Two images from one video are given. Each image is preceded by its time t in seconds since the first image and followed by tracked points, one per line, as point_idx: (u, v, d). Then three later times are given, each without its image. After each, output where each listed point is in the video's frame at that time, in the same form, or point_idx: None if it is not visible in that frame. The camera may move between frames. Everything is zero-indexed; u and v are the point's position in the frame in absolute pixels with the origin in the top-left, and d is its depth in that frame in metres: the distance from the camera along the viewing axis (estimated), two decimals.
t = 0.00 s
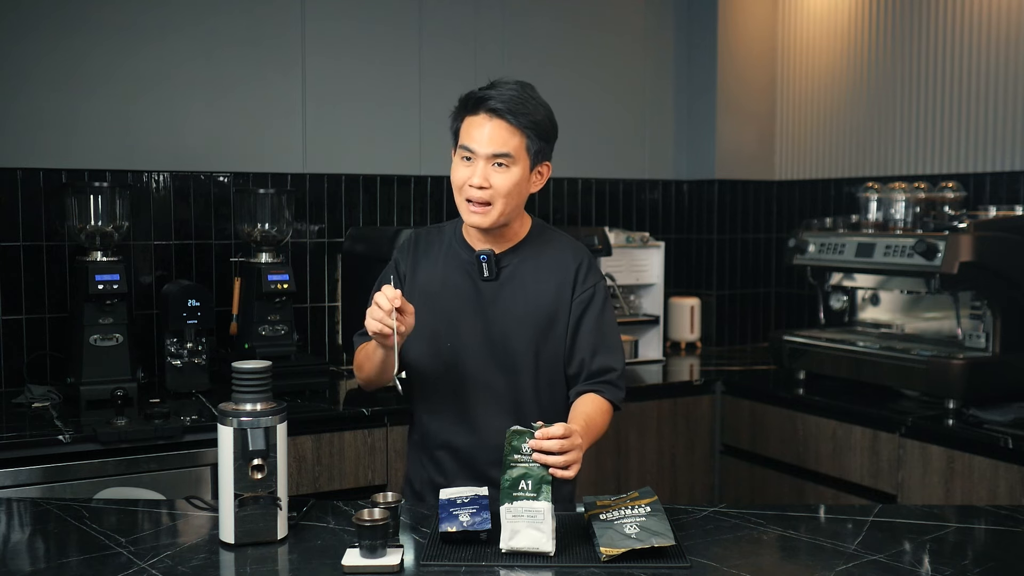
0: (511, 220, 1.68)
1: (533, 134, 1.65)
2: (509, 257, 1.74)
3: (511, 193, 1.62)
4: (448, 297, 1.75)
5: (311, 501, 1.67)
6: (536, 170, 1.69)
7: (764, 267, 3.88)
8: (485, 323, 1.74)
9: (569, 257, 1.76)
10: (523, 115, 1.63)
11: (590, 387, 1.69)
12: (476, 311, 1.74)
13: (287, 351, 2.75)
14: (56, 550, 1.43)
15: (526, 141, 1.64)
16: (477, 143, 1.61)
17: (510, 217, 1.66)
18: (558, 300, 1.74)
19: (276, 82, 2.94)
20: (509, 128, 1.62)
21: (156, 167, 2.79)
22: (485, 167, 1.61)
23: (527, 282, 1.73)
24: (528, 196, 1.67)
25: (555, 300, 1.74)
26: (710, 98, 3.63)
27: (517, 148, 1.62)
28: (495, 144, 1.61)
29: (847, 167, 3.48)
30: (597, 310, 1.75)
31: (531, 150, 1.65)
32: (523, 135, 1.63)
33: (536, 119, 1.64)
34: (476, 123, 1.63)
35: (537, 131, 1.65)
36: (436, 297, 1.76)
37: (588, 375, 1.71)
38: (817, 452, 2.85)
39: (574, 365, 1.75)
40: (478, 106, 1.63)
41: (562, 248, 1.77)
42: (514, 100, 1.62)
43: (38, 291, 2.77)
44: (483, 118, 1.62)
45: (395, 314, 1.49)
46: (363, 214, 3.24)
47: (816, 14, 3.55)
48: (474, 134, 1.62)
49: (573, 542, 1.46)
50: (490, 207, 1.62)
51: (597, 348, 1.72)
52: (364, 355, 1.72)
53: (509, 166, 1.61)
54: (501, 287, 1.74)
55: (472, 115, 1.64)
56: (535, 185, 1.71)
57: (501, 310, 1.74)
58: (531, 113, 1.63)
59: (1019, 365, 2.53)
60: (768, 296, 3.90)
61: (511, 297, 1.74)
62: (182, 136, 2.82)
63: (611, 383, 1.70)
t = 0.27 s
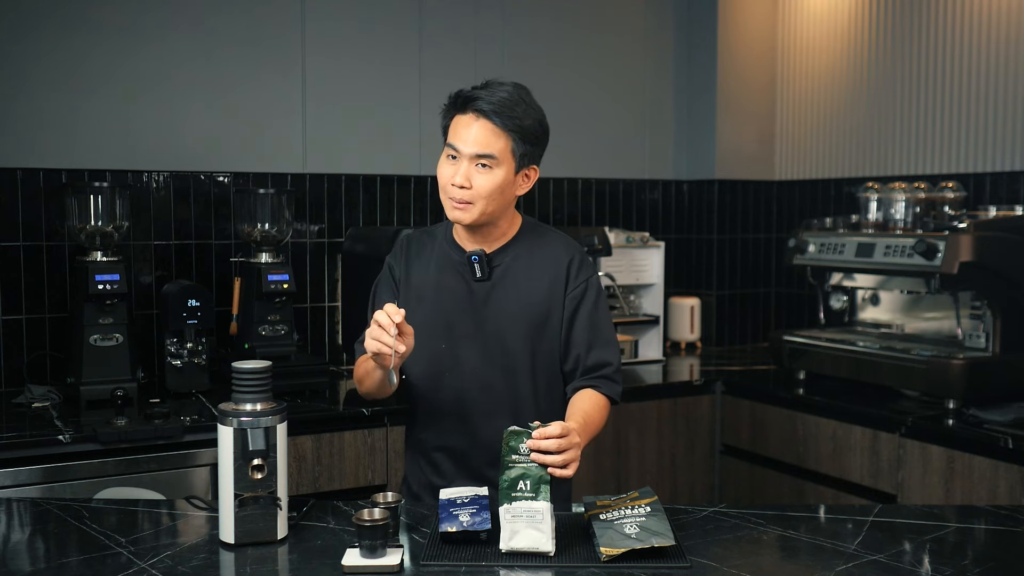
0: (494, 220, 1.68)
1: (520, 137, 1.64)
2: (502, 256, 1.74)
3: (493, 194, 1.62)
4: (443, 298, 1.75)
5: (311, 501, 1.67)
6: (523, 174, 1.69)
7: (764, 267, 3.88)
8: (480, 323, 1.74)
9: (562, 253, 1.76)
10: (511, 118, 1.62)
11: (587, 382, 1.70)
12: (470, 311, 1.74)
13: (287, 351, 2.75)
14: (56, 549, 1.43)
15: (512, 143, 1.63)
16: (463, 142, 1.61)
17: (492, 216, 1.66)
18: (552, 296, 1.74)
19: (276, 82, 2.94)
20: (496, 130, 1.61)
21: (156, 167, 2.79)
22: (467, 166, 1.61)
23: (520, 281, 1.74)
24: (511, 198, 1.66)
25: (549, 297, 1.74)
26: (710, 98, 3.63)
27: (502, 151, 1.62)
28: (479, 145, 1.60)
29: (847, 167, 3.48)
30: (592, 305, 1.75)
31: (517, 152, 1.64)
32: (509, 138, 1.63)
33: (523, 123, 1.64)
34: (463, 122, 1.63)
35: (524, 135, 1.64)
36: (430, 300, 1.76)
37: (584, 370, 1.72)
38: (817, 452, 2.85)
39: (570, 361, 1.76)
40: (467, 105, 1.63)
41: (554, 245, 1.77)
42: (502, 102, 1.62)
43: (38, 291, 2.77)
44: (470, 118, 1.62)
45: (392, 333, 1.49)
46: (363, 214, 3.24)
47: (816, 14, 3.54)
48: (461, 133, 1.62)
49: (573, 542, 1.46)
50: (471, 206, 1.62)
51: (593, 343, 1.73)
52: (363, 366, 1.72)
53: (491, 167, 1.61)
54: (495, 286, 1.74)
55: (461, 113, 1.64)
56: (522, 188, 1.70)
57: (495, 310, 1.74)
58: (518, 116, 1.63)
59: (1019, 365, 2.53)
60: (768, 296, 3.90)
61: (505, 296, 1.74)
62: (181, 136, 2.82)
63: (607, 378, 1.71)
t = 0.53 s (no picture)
0: (508, 222, 1.69)
1: (527, 139, 1.64)
2: (506, 255, 1.74)
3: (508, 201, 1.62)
4: (446, 297, 1.75)
5: (311, 502, 1.67)
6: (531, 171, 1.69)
7: (764, 267, 3.88)
8: (483, 322, 1.74)
9: (565, 252, 1.76)
10: (515, 122, 1.62)
11: (589, 382, 1.70)
12: (473, 310, 1.74)
13: (287, 351, 2.75)
14: (56, 549, 1.43)
15: (520, 147, 1.63)
16: (471, 153, 1.60)
17: (506, 220, 1.67)
18: (555, 295, 1.74)
19: (276, 82, 2.94)
20: (503, 137, 1.61)
21: (156, 167, 2.79)
22: (479, 177, 1.60)
23: (523, 280, 1.74)
24: (521, 200, 1.67)
25: (552, 296, 1.74)
26: (710, 98, 3.63)
27: (511, 156, 1.61)
28: (489, 154, 1.60)
29: (847, 167, 3.48)
30: (594, 305, 1.75)
31: (524, 155, 1.64)
32: (516, 141, 1.62)
33: (528, 124, 1.64)
34: (468, 131, 1.61)
35: (530, 136, 1.64)
36: (433, 298, 1.76)
37: (586, 369, 1.73)
38: (817, 452, 2.85)
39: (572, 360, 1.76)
40: (471, 113, 1.62)
41: (558, 243, 1.77)
42: (506, 108, 1.61)
43: (38, 291, 2.77)
44: (476, 127, 1.61)
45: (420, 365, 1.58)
46: (363, 214, 3.24)
47: (816, 14, 3.54)
48: (467, 143, 1.61)
49: (573, 542, 1.46)
50: (487, 215, 1.63)
51: (595, 342, 1.74)
52: (379, 363, 1.78)
53: (503, 174, 1.61)
54: (498, 285, 1.74)
55: (464, 123, 1.62)
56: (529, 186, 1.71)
57: (498, 309, 1.74)
58: (522, 120, 1.62)
59: (1019, 365, 2.53)
60: (768, 296, 3.90)
61: (508, 294, 1.74)
62: (181, 136, 2.82)
63: (610, 377, 1.71)
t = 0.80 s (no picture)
0: (521, 209, 1.71)
1: (540, 123, 1.68)
2: (513, 253, 1.73)
3: (522, 181, 1.65)
4: (452, 296, 1.75)
5: (311, 502, 1.67)
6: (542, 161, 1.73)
7: (764, 267, 3.88)
8: (489, 320, 1.74)
9: (572, 254, 1.76)
10: (529, 105, 1.66)
11: (591, 383, 1.71)
12: (479, 309, 1.74)
13: (287, 351, 2.75)
14: (56, 549, 1.43)
15: (533, 129, 1.67)
16: (486, 133, 1.64)
17: (520, 205, 1.68)
18: (561, 295, 1.74)
19: (276, 82, 2.94)
20: (517, 117, 1.65)
21: (156, 167, 2.79)
22: (495, 156, 1.63)
23: (530, 279, 1.73)
24: (535, 185, 1.69)
25: (559, 297, 1.74)
26: (710, 98, 3.63)
27: (525, 137, 1.65)
28: (504, 133, 1.63)
29: (847, 167, 3.48)
30: (600, 307, 1.75)
31: (537, 138, 1.68)
32: (530, 124, 1.66)
33: (541, 108, 1.68)
34: (482, 115, 1.66)
35: (543, 120, 1.68)
36: (440, 295, 1.76)
37: (589, 370, 1.73)
38: (817, 452, 2.85)
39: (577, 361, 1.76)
40: (484, 98, 1.66)
41: (565, 244, 1.77)
42: (519, 90, 1.65)
43: (38, 291, 2.77)
44: (490, 109, 1.65)
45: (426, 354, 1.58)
46: (363, 214, 3.24)
47: (816, 13, 3.54)
48: (482, 125, 1.64)
49: (573, 542, 1.46)
50: (502, 195, 1.64)
51: (599, 344, 1.74)
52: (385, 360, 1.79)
53: (518, 154, 1.64)
54: (504, 285, 1.74)
55: (478, 106, 1.67)
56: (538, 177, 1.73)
57: (505, 307, 1.74)
58: (536, 102, 1.67)
59: (1019, 365, 2.53)
60: (768, 296, 3.90)
61: (515, 294, 1.74)
62: (181, 136, 2.82)
63: (612, 379, 1.72)
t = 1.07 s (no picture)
0: (527, 205, 1.71)
1: (546, 120, 1.70)
2: (520, 251, 1.73)
3: (528, 175, 1.65)
4: (460, 294, 1.76)
5: (311, 501, 1.67)
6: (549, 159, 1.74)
7: (764, 267, 3.88)
8: (495, 319, 1.74)
9: (580, 254, 1.76)
10: (535, 101, 1.68)
11: (597, 383, 1.69)
12: (485, 308, 1.74)
13: (287, 351, 2.75)
14: (56, 549, 1.43)
15: (539, 125, 1.69)
16: (492, 128, 1.66)
17: (527, 200, 1.69)
18: (567, 295, 1.74)
19: (276, 82, 2.94)
20: (522, 112, 1.67)
21: (155, 167, 2.79)
22: (501, 150, 1.64)
23: (537, 278, 1.73)
24: (541, 181, 1.70)
25: (565, 296, 1.74)
26: (710, 98, 3.63)
27: (531, 132, 1.67)
28: (509, 127, 1.65)
29: (847, 167, 3.48)
30: (607, 307, 1.75)
31: (543, 134, 1.69)
32: (536, 119, 1.68)
33: (547, 105, 1.69)
34: (488, 110, 1.67)
35: (549, 117, 1.69)
36: (448, 293, 1.77)
37: (595, 370, 1.72)
38: (817, 452, 2.85)
39: (583, 361, 1.76)
40: (491, 93, 1.68)
41: (572, 244, 1.76)
42: (525, 86, 1.67)
43: (38, 291, 2.77)
44: (497, 105, 1.67)
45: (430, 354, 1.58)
46: (363, 214, 3.24)
47: (816, 14, 3.55)
48: (488, 120, 1.66)
49: (573, 542, 1.46)
50: (508, 189, 1.65)
51: (606, 344, 1.73)
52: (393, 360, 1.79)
53: (524, 149, 1.65)
54: (511, 283, 1.74)
55: (485, 103, 1.68)
56: (546, 175, 1.74)
57: (512, 305, 1.74)
58: (542, 98, 1.68)
59: (1019, 365, 2.53)
60: (768, 296, 3.90)
61: (522, 292, 1.73)
62: (181, 136, 2.82)
63: (619, 379, 1.70)
